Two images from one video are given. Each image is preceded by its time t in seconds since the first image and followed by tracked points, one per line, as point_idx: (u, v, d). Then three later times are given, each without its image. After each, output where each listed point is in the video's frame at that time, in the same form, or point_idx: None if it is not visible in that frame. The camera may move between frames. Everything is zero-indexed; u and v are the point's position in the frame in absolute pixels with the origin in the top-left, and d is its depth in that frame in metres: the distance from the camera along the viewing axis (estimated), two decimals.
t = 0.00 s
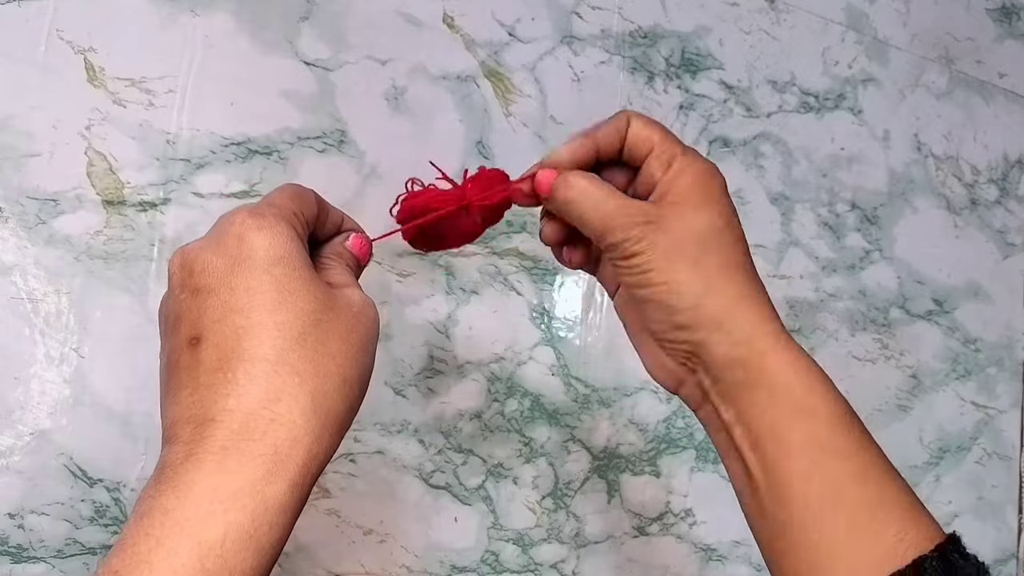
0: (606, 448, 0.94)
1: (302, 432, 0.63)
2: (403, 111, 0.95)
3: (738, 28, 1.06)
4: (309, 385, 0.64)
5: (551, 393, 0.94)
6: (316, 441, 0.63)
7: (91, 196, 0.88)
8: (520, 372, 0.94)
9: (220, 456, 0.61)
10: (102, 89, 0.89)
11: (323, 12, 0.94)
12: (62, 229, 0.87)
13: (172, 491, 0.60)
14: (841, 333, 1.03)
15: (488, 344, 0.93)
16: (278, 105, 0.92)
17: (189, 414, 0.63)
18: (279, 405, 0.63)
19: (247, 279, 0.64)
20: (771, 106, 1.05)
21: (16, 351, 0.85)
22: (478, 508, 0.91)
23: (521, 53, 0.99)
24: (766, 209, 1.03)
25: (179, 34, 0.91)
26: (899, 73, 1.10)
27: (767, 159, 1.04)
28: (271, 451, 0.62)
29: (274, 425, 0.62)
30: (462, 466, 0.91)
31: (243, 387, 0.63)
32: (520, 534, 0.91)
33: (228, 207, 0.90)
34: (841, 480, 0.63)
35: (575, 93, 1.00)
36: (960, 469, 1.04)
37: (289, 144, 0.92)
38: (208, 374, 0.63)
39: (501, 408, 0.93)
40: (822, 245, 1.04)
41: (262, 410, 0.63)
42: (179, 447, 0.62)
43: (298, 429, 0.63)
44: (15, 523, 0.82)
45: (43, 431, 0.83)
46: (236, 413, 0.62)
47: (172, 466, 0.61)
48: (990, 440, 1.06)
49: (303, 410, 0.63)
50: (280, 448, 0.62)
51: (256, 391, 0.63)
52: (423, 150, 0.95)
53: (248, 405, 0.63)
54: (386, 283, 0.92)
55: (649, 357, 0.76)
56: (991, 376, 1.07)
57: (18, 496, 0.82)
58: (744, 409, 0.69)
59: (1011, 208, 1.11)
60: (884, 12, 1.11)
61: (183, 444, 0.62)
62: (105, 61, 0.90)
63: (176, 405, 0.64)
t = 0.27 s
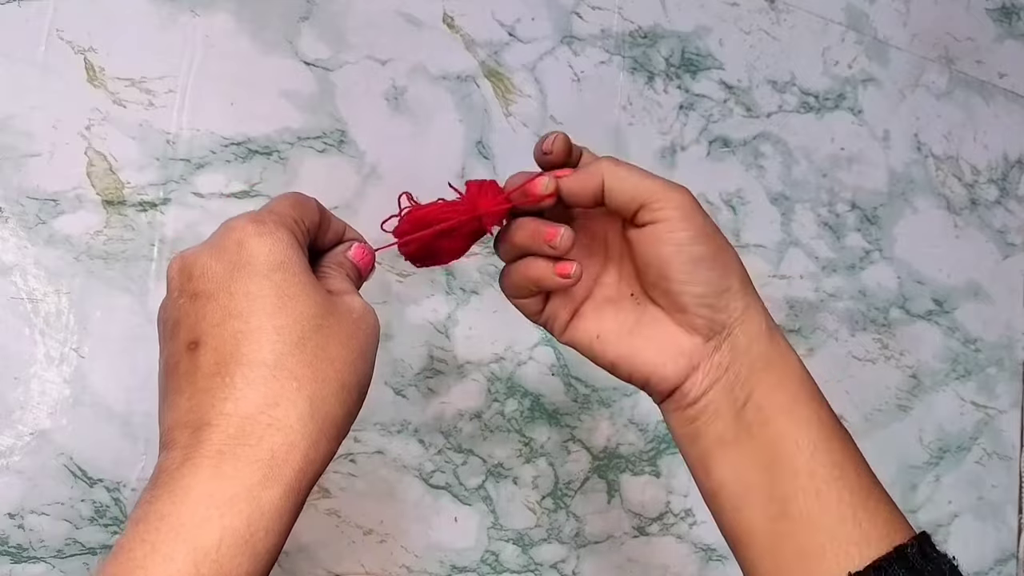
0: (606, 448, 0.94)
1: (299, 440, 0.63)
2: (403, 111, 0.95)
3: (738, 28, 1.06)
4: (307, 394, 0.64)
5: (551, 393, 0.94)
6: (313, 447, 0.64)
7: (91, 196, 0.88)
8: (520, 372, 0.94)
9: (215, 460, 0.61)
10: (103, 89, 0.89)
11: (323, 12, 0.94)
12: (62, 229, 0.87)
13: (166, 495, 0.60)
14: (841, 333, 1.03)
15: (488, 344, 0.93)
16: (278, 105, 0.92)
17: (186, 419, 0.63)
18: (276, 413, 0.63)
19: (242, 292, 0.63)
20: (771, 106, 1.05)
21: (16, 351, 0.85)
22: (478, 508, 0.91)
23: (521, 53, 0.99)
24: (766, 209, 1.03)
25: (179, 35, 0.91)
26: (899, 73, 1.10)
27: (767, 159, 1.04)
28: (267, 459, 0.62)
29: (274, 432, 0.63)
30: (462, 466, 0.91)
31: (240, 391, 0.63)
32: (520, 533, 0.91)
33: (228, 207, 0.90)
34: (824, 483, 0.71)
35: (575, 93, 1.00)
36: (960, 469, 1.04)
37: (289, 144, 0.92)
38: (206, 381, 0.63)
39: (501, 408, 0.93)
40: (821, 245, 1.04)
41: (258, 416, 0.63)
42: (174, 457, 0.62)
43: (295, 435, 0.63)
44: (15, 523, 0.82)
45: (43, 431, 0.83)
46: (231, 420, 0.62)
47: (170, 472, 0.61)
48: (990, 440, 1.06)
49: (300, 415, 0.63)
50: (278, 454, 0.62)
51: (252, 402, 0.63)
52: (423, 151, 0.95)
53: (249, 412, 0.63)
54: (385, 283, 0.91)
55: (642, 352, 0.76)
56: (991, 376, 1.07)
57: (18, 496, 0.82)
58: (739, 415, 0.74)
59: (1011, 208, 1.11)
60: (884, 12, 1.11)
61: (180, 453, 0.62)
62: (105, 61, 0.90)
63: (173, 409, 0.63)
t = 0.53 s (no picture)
0: (606, 448, 0.95)
1: (350, 491, 0.54)
2: (403, 110, 0.95)
3: (738, 28, 1.05)
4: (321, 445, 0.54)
5: (551, 394, 0.94)
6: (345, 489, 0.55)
7: (91, 196, 0.88)
8: (520, 372, 0.93)
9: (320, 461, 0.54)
10: (102, 89, 0.89)
11: (323, 12, 0.94)
12: (62, 229, 0.87)
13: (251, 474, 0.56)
14: (842, 333, 1.03)
15: (487, 344, 0.93)
16: (278, 105, 0.92)
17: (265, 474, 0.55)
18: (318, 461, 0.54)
19: (262, 331, 0.58)
20: (771, 106, 1.05)
21: (15, 351, 0.84)
22: (478, 508, 0.91)
23: (521, 53, 0.99)
24: (766, 209, 1.03)
25: (179, 34, 0.91)
26: (899, 73, 1.10)
27: (767, 159, 1.04)
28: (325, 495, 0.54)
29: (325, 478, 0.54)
30: (462, 466, 0.91)
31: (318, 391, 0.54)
32: (521, 534, 0.91)
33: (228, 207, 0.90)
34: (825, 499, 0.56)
35: (575, 93, 1.00)
36: (960, 469, 1.04)
37: (289, 144, 0.91)
38: (227, 422, 0.58)
39: (501, 408, 0.92)
40: (822, 245, 1.04)
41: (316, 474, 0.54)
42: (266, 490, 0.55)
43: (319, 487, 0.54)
44: (14, 524, 0.82)
45: (43, 431, 0.83)
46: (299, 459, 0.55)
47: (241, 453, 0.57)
48: (990, 440, 1.06)
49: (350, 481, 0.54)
50: (332, 511, 0.54)
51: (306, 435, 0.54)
52: (423, 150, 0.95)
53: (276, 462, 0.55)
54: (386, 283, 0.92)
55: (666, 471, 0.62)
56: (991, 376, 1.07)
57: (18, 497, 0.82)
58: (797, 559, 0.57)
59: (1010, 208, 1.11)
60: (884, 12, 1.11)
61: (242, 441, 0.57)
62: (105, 61, 0.90)
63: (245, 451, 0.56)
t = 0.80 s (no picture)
0: (606, 448, 0.94)
1: None
2: (403, 110, 0.95)
3: (738, 28, 1.06)
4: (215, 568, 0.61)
5: (551, 394, 0.94)
6: None
7: (91, 196, 0.88)
8: (520, 372, 0.94)
9: None
10: (103, 89, 0.89)
11: (323, 12, 0.94)
12: (62, 229, 0.87)
13: None
14: (842, 333, 1.03)
15: (487, 344, 0.93)
16: (278, 105, 0.92)
17: None
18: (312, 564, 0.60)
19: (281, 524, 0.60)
20: (771, 106, 1.05)
21: (15, 351, 0.84)
22: (478, 508, 0.91)
23: (521, 53, 0.99)
24: (766, 209, 1.03)
25: (179, 34, 0.91)
26: (899, 73, 1.10)
27: (767, 159, 1.04)
28: None
29: None
30: (462, 466, 0.91)
31: None
32: (521, 534, 0.91)
33: (228, 207, 0.90)
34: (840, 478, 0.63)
35: (575, 93, 1.00)
36: (960, 469, 1.04)
37: (289, 144, 0.91)
38: None
39: (501, 408, 0.93)
40: (822, 245, 1.04)
41: None
42: None
43: None
44: (15, 523, 0.82)
45: (43, 431, 0.83)
46: None
47: None
48: (990, 440, 1.06)
49: None
50: None
51: None
52: (423, 150, 0.95)
53: None
54: (386, 283, 0.92)
55: (689, 444, 0.70)
56: (991, 376, 1.07)
57: (18, 496, 0.82)
58: (805, 533, 0.65)
59: (1011, 208, 1.11)
60: (884, 12, 1.11)
61: None
62: (105, 61, 0.90)
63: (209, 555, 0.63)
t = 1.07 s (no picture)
0: (606, 448, 0.95)
1: None
2: (403, 110, 0.95)
3: (738, 28, 1.06)
4: None
5: (551, 394, 0.94)
6: None
7: (91, 196, 0.88)
8: (520, 372, 0.94)
9: None
10: (103, 89, 0.89)
11: (323, 12, 0.94)
12: (62, 229, 0.87)
13: None
14: (842, 333, 1.03)
15: (487, 344, 0.93)
16: (278, 105, 0.92)
17: None
18: None
19: None
20: (771, 106, 1.05)
21: (15, 351, 0.84)
22: (478, 508, 0.91)
23: (521, 53, 0.99)
24: (766, 209, 1.03)
25: (179, 34, 0.91)
26: (899, 73, 1.10)
27: (767, 159, 1.04)
28: None
29: None
30: (462, 466, 0.91)
31: None
32: (521, 534, 0.91)
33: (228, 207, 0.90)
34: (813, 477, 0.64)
35: (575, 93, 1.00)
36: (960, 469, 1.04)
37: (289, 144, 0.92)
38: None
39: (501, 408, 0.93)
40: (822, 245, 1.04)
41: None
42: None
43: None
44: (15, 524, 0.82)
45: (43, 431, 0.83)
46: None
47: None
48: (990, 440, 1.06)
49: None
50: None
51: None
52: (423, 150, 0.95)
53: None
54: (386, 283, 0.92)
55: (658, 469, 0.66)
56: (991, 376, 1.07)
57: (18, 497, 0.82)
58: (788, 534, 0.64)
59: (1011, 208, 1.11)
60: (883, 12, 1.11)
61: None
62: (105, 61, 0.90)
63: None
